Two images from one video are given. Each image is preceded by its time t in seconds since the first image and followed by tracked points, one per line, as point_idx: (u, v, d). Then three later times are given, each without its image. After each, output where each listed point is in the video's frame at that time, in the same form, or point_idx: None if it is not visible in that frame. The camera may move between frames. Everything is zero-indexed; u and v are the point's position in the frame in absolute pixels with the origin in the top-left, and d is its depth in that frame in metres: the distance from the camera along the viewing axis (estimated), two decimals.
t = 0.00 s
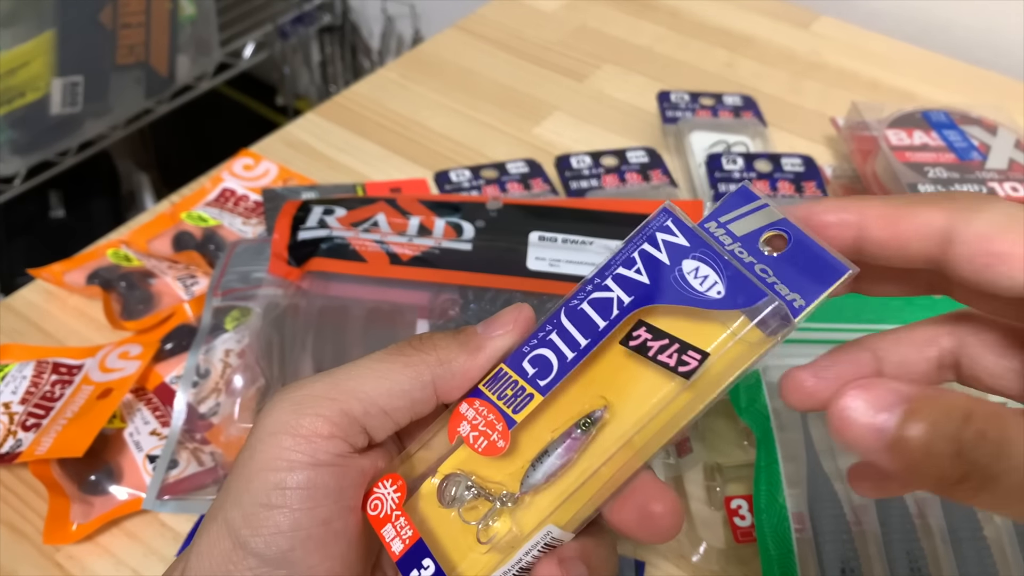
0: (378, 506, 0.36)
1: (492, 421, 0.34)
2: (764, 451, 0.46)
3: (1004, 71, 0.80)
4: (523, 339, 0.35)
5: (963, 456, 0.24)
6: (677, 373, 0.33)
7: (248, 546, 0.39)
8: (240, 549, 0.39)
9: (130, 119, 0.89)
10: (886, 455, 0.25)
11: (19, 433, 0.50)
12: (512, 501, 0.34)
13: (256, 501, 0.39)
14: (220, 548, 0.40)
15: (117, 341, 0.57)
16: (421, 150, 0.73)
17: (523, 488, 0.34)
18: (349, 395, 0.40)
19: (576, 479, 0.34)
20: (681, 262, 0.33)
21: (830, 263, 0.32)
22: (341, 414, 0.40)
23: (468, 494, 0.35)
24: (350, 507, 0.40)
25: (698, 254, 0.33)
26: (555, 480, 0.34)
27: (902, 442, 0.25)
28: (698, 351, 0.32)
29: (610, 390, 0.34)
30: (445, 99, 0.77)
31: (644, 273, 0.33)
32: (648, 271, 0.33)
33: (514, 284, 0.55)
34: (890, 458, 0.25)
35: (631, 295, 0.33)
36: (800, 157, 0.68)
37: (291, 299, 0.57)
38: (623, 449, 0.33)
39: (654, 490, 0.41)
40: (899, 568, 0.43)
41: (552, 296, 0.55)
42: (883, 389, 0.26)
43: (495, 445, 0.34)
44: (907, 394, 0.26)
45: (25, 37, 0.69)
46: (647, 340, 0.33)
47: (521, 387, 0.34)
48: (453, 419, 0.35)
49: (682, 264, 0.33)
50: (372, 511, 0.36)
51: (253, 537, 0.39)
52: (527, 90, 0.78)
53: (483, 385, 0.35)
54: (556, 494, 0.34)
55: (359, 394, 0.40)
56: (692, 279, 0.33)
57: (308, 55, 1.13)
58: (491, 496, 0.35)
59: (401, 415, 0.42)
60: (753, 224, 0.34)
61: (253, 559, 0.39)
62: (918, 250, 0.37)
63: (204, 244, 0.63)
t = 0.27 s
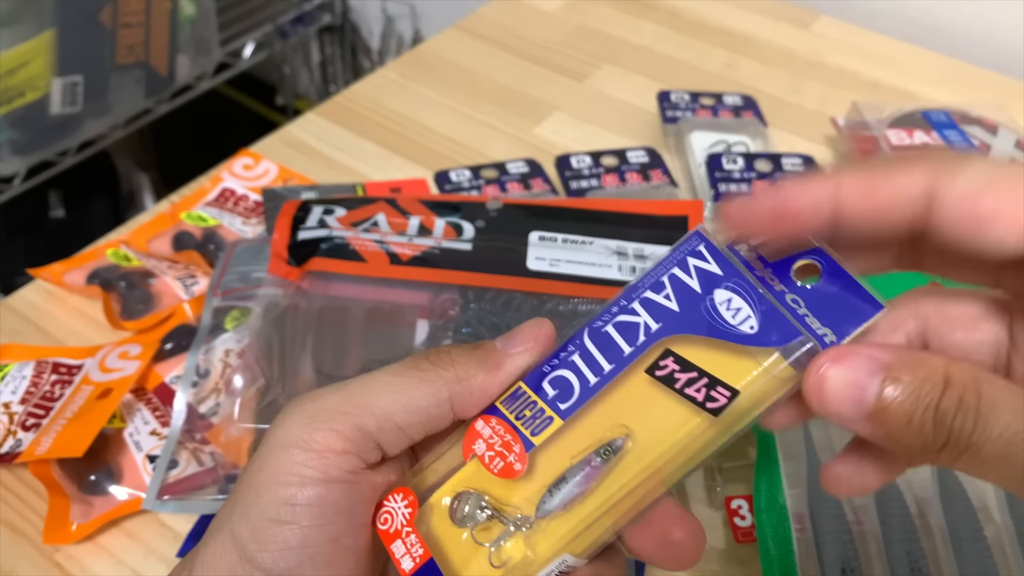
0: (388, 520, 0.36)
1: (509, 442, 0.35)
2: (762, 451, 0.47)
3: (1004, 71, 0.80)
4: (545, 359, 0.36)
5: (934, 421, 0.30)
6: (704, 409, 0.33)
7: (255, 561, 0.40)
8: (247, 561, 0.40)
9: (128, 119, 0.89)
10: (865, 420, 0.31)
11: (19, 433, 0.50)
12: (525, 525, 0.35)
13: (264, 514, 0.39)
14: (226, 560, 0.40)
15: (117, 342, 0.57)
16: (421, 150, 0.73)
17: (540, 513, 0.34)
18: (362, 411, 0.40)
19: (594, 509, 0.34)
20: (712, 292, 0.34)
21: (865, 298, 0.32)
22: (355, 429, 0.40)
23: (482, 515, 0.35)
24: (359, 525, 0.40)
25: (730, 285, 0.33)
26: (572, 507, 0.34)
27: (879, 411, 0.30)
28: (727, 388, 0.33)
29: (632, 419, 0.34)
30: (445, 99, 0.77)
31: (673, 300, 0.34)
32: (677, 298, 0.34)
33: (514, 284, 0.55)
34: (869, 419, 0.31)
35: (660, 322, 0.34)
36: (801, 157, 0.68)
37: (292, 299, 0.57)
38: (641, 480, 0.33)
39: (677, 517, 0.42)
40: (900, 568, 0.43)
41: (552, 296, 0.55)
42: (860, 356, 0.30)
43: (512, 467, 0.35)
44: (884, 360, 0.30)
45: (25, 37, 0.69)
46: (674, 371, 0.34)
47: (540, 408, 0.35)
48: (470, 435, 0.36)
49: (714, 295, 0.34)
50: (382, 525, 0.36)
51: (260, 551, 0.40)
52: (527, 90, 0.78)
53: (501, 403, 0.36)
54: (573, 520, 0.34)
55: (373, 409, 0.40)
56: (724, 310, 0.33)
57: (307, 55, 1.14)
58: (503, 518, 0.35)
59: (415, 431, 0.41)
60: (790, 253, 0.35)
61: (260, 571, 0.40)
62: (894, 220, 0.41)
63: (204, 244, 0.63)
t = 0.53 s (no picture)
0: (387, 527, 0.36)
1: (512, 454, 0.35)
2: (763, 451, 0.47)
3: (1004, 71, 0.80)
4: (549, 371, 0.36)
5: (924, 437, 0.30)
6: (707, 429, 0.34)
7: (257, 566, 0.38)
8: (249, 568, 0.39)
9: (129, 119, 0.89)
10: (858, 443, 0.32)
11: (19, 434, 0.50)
12: (524, 538, 0.35)
13: (265, 521, 0.38)
14: (229, 566, 0.39)
15: (116, 342, 0.57)
16: (421, 150, 0.73)
17: (539, 525, 0.34)
18: (366, 414, 0.39)
19: (595, 523, 0.34)
20: (721, 313, 0.35)
21: (866, 326, 0.35)
22: (358, 433, 0.39)
23: (482, 526, 0.35)
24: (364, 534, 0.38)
25: (738, 308, 0.35)
26: (572, 521, 0.34)
27: (869, 432, 0.31)
28: (733, 408, 0.34)
29: (635, 435, 0.34)
30: (445, 99, 0.77)
31: (681, 319, 0.36)
32: (685, 318, 0.36)
33: (514, 284, 0.55)
34: (862, 441, 0.32)
35: (667, 339, 0.35)
36: (801, 157, 0.68)
37: (291, 299, 0.57)
38: (643, 496, 0.34)
39: (678, 533, 0.43)
40: (899, 569, 0.43)
41: (552, 296, 0.55)
42: (846, 381, 0.32)
43: (513, 478, 0.35)
44: (871, 383, 0.32)
45: (25, 37, 0.69)
46: (679, 390, 0.35)
47: (545, 421, 0.35)
48: (470, 445, 0.36)
49: (722, 317, 0.35)
50: (380, 531, 0.36)
51: (262, 557, 0.38)
52: (528, 90, 0.78)
53: (503, 415, 0.36)
54: (575, 532, 0.34)
55: (378, 412, 0.39)
56: (731, 331, 0.35)
57: (308, 55, 1.15)
58: (504, 530, 0.35)
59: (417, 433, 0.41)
60: (794, 281, 0.38)
61: None
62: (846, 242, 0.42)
63: (204, 244, 0.63)
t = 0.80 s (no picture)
0: (425, 427, 0.37)
1: (557, 377, 0.36)
2: (762, 451, 0.47)
3: (1004, 71, 0.80)
4: (605, 307, 0.37)
5: (976, 410, 0.31)
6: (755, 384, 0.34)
7: (224, 539, 0.38)
8: (216, 541, 0.39)
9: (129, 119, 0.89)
10: (911, 415, 0.32)
11: (19, 433, 0.50)
12: (559, 460, 0.35)
13: (229, 491, 0.39)
14: (197, 544, 0.39)
15: (117, 342, 0.57)
16: (421, 150, 0.73)
17: (574, 448, 0.35)
18: (313, 376, 0.41)
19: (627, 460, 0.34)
20: (785, 277, 0.36)
21: (927, 310, 0.35)
22: (310, 396, 0.40)
23: (518, 439, 0.35)
24: (322, 496, 0.38)
25: (803, 273, 0.36)
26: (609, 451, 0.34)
27: (923, 405, 0.31)
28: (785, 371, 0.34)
29: (682, 379, 0.35)
30: (445, 99, 0.77)
31: (746, 276, 0.36)
32: (750, 275, 0.36)
33: (514, 284, 0.55)
34: (914, 413, 0.32)
35: (728, 294, 0.36)
36: (801, 157, 0.68)
37: (291, 299, 0.57)
38: (682, 438, 0.34)
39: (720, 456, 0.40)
40: (899, 568, 0.43)
41: (552, 296, 0.55)
42: (898, 356, 0.31)
43: (556, 402, 0.36)
44: (923, 357, 0.31)
45: (25, 37, 0.69)
46: (733, 345, 0.35)
47: (594, 353, 0.36)
48: (517, 364, 0.37)
49: (785, 280, 0.36)
50: (417, 430, 0.37)
51: (227, 529, 0.38)
52: (528, 90, 0.78)
53: (552, 339, 0.37)
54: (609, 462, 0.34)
55: (324, 371, 0.41)
56: (794, 296, 0.35)
57: (307, 55, 1.15)
58: (540, 450, 0.35)
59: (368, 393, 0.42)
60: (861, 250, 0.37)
61: (229, 553, 0.38)
62: (916, 190, 0.45)
63: (204, 244, 0.63)
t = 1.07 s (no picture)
0: (441, 384, 0.37)
1: (580, 340, 0.37)
2: (763, 451, 0.47)
3: (1004, 71, 0.80)
4: (631, 273, 0.38)
5: (1000, 385, 0.31)
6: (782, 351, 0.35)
7: (214, 541, 0.38)
8: (206, 542, 0.38)
9: (129, 119, 0.89)
10: (935, 388, 0.32)
11: (19, 434, 0.50)
12: (577, 422, 0.36)
13: (219, 493, 0.39)
14: (190, 544, 0.39)
15: (117, 342, 0.57)
16: (421, 150, 0.73)
17: (593, 412, 0.36)
18: (302, 377, 0.41)
19: (645, 422, 0.35)
20: (817, 248, 0.37)
21: (953, 293, 0.35)
22: (298, 398, 0.40)
23: (536, 403, 0.37)
24: (311, 497, 0.38)
25: (835, 244, 0.37)
26: (626, 414, 0.36)
27: (948, 379, 0.32)
28: (812, 338, 0.35)
29: (706, 348, 0.36)
30: (444, 99, 0.77)
31: (776, 246, 0.37)
32: (780, 245, 0.37)
33: (514, 284, 0.55)
34: (937, 387, 0.32)
35: (759, 263, 0.37)
36: (801, 157, 0.68)
37: (291, 299, 0.57)
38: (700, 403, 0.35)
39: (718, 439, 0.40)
40: (899, 568, 0.43)
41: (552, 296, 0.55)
42: (927, 328, 0.32)
43: (577, 363, 0.37)
44: (952, 332, 0.32)
45: (25, 37, 0.69)
46: (762, 311, 0.36)
47: (619, 316, 0.37)
48: (540, 325, 0.38)
49: (817, 252, 0.37)
50: (433, 387, 0.37)
51: (217, 532, 0.38)
52: (528, 90, 0.78)
53: (577, 302, 0.38)
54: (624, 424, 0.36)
55: (313, 371, 0.41)
56: (825, 267, 0.36)
57: (308, 55, 1.14)
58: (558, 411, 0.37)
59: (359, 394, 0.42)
60: (887, 233, 0.38)
61: (221, 554, 0.38)
62: (952, 182, 0.45)
63: (204, 244, 0.63)
